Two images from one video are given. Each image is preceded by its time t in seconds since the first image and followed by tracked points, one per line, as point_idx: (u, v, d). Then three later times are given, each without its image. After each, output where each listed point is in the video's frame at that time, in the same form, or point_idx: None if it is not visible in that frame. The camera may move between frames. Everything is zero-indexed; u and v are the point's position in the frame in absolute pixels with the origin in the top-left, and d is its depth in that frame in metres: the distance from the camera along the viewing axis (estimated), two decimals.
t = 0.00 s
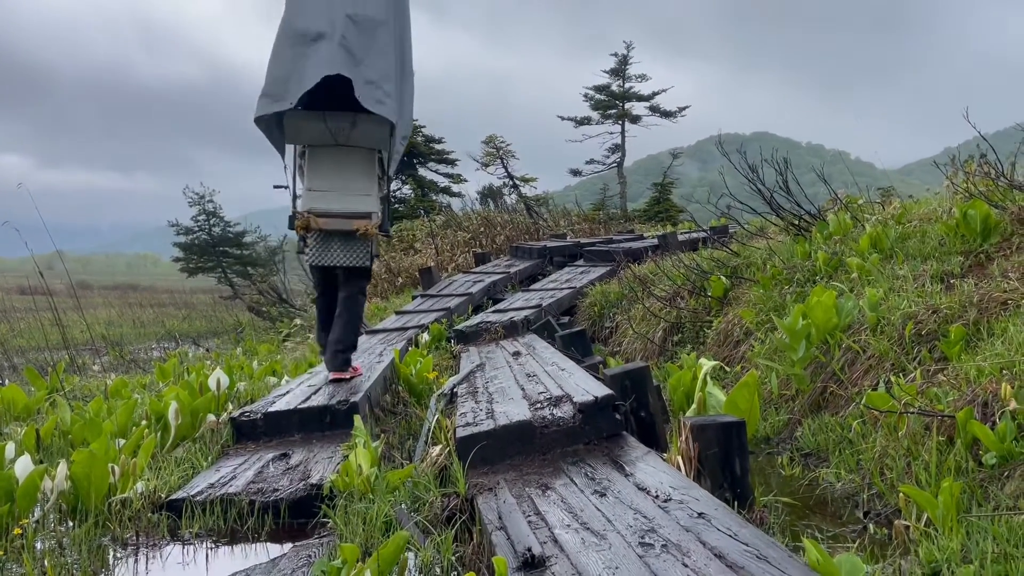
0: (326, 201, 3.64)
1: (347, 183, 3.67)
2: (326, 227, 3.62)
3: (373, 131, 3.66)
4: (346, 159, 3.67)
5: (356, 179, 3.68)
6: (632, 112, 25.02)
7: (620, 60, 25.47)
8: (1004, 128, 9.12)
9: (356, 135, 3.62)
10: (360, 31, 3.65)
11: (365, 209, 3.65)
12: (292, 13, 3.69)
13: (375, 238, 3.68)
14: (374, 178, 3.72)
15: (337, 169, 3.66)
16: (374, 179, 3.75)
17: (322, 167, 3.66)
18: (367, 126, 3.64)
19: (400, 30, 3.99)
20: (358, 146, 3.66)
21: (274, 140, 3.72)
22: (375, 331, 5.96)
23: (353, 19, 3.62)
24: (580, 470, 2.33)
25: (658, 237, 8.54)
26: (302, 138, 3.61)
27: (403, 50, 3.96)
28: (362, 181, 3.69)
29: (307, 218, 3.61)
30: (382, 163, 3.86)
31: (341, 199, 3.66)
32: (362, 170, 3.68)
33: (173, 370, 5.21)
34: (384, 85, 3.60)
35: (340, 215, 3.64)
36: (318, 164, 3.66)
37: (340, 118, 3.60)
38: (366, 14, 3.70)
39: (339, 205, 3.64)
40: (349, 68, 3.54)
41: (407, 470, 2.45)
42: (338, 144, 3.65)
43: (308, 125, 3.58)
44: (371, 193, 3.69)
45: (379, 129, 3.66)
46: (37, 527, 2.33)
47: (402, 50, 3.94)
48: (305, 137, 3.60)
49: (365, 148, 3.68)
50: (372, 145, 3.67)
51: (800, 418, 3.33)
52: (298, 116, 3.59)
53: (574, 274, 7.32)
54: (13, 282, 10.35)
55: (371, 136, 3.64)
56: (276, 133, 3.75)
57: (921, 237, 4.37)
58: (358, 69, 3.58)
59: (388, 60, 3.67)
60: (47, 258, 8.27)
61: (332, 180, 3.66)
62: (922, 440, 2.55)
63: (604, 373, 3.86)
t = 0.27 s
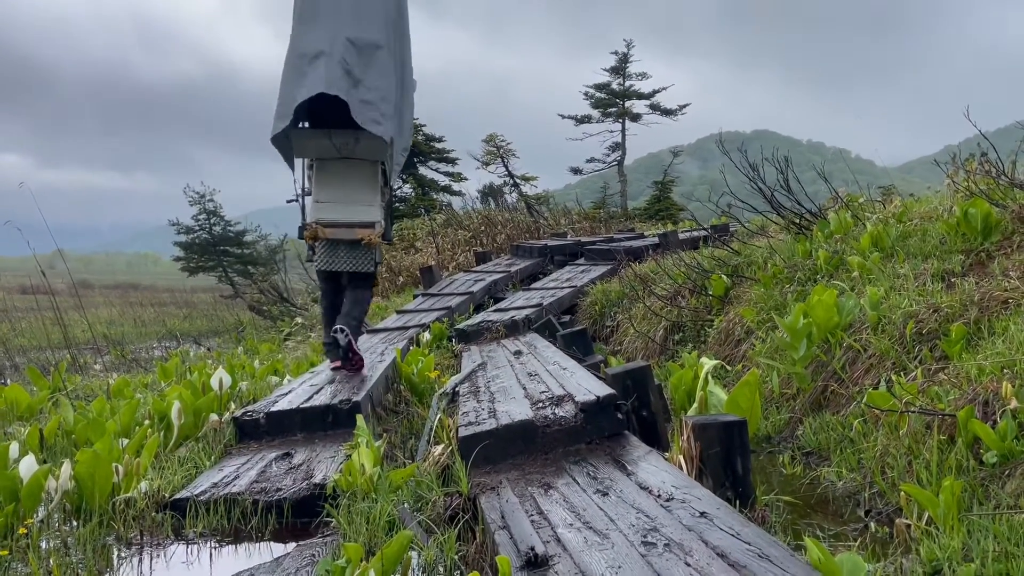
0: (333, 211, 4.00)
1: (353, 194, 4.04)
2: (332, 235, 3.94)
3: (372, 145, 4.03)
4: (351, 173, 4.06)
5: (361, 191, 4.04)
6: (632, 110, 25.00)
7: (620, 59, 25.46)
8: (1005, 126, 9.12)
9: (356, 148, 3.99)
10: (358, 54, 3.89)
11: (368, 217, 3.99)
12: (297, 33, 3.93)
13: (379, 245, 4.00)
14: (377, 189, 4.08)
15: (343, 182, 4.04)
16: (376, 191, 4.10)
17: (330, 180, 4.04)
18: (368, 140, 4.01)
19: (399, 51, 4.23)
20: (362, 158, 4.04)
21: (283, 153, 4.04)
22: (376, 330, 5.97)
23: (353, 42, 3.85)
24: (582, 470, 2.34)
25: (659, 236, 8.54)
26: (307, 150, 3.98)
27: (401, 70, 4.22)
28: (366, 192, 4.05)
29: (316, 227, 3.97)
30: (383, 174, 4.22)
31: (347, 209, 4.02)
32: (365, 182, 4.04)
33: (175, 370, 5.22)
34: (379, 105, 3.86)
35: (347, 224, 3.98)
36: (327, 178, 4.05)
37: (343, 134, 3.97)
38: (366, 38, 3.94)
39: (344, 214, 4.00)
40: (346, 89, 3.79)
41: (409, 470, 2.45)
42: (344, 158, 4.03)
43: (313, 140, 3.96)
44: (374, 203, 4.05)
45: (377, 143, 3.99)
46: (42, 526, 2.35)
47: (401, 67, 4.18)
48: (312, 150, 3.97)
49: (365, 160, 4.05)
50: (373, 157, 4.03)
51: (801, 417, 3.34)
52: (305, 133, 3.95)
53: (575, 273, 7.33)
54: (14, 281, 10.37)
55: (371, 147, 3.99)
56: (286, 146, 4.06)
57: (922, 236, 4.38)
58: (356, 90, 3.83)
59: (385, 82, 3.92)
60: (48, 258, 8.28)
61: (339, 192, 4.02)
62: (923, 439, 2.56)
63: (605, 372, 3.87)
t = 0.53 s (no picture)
0: (342, 206, 4.00)
1: (361, 190, 4.02)
2: (341, 229, 3.97)
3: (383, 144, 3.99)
4: (361, 168, 4.03)
5: (368, 185, 4.02)
6: (634, 110, 25.01)
7: (622, 59, 25.49)
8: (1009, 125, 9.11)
9: (367, 147, 3.96)
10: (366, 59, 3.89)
11: (376, 212, 3.99)
12: (304, 41, 3.93)
13: (386, 238, 4.00)
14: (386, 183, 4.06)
15: (352, 177, 4.02)
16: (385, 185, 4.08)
17: (339, 176, 4.02)
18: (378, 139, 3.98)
19: (405, 52, 4.23)
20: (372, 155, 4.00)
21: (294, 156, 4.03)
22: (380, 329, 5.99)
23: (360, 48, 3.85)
24: (586, 467, 2.35)
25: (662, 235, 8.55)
26: (320, 151, 3.98)
27: (408, 72, 4.21)
28: (374, 187, 4.02)
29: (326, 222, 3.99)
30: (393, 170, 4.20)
31: (356, 205, 4.01)
32: (374, 176, 4.02)
33: (180, 370, 5.25)
34: (389, 107, 3.85)
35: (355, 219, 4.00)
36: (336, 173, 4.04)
37: (352, 132, 3.94)
38: (373, 42, 3.93)
39: (353, 209, 4.00)
40: (355, 94, 3.79)
41: (414, 468, 2.47)
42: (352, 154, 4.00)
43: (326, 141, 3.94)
44: (382, 197, 4.02)
45: (388, 143, 3.97)
46: (50, 523, 2.37)
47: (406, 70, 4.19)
48: (323, 150, 3.97)
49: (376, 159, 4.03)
50: (384, 154, 4.00)
51: (804, 416, 3.35)
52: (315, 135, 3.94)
53: (578, 272, 7.34)
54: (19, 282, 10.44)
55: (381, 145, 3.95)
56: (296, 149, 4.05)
57: (924, 236, 4.38)
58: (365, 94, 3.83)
59: (393, 84, 3.91)
60: (52, 259, 8.33)
61: (348, 188, 4.02)
62: (926, 437, 2.57)
63: (609, 371, 3.89)
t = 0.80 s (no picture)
0: (361, 216, 4.19)
1: (380, 201, 4.20)
2: (361, 238, 4.16)
3: (400, 157, 4.15)
4: (379, 179, 4.21)
5: (386, 195, 4.21)
6: (637, 112, 25.04)
7: (625, 61, 25.51)
8: (1012, 126, 9.11)
9: (385, 158, 4.12)
10: (385, 73, 4.01)
11: (394, 221, 4.18)
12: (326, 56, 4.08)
13: (404, 246, 4.21)
14: (402, 193, 4.23)
15: (370, 188, 4.20)
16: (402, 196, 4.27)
17: (358, 188, 4.20)
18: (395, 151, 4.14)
19: (420, 67, 4.37)
20: (389, 167, 4.17)
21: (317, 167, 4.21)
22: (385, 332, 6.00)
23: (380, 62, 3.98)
24: (591, 469, 2.36)
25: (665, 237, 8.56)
26: (340, 162, 4.15)
27: (423, 85, 4.36)
28: (392, 198, 4.21)
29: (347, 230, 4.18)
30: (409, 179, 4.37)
31: (375, 215, 4.20)
32: (392, 188, 4.20)
33: (185, 372, 5.27)
34: (407, 120, 4.00)
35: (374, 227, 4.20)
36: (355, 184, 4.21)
37: (372, 146, 4.11)
38: (392, 57, 4.06)
39: (373, 219, 4.19)
40: (375, 107, 3.92)
41: (420, 470, 2.49)
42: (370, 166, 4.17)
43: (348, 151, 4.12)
44: (399, 207, 4.21)
45: (405, 155, 4.13)
46: (59, 525, 2.39)
47: (423, 81, 4.32)
48: (344, 162, 4.15)
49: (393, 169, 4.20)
50: (401, 167, 4.17)
51: (808, 418, 3.35)
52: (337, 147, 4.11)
53: (582, 275, 7.35)
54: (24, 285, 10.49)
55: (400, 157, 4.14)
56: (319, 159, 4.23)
57: (928, 237, 4.39)
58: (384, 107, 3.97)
59: (410, 98, 4.06)
60: (57, 261, 8.37)
61: (367, 199, 4.20)
62: (930, 439, 2.57)
63: (612, 374, 3.90)
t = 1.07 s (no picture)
0: (378, 219, 4.41)
1: (395, 205, 4.45)
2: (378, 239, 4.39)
3: (416, 162, 4.46)
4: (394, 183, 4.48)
5: (401, 199, 4.46)
6: (639, 117, 25.09)
7: (627, 66, 25.57)
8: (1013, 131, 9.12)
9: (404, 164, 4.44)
10: (405, 83, 4.38)
11: (410, 223, 4.44)
12: (348, 69, 4.42)
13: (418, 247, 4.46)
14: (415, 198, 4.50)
15: (387, 191, 4.45)
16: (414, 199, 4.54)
17: (375, 192, 4.44)
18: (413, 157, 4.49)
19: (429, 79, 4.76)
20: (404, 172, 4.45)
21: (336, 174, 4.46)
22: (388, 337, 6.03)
23: (402, 74, 4.34)
24: (593, 477, 2.39)
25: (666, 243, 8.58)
26: (358, 167, 4.42)
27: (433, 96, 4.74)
28: (407, 202, 4.47)
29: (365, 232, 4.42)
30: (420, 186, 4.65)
31: (391, 218, 4.44)
32: (407, 191, 4.47)
33: (189, 379, 5.30)
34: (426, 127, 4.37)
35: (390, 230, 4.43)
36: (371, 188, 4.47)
37: (389, 152, 4.40)
38: (409, 69, 4.44)
39: (389, 221, 4.43)
40: (398, 114, 4.27)
41: (423, 478, 2.51)
42: (386, 171, 4.44)
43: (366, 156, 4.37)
44: (413, 210, 4.47)
45: (421, 160, 4.45)
46: (66, 533, 2.42)
47: (434, 95, 4.71)
48: (362, 168, 4.41)
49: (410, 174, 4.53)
50: (416, 172, 4.47)
51: (809, 424, 3.37)
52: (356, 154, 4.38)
53: (583, 280, 7.38)
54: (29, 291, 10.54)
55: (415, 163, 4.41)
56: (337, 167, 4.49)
57: (928, 244, 4.41)
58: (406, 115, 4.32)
59: (428, 107, 4.44)
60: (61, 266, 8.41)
61: (383, 203, 4.44)
62: (929, 446, 2.59)
63: (614, 381, 3.92)
